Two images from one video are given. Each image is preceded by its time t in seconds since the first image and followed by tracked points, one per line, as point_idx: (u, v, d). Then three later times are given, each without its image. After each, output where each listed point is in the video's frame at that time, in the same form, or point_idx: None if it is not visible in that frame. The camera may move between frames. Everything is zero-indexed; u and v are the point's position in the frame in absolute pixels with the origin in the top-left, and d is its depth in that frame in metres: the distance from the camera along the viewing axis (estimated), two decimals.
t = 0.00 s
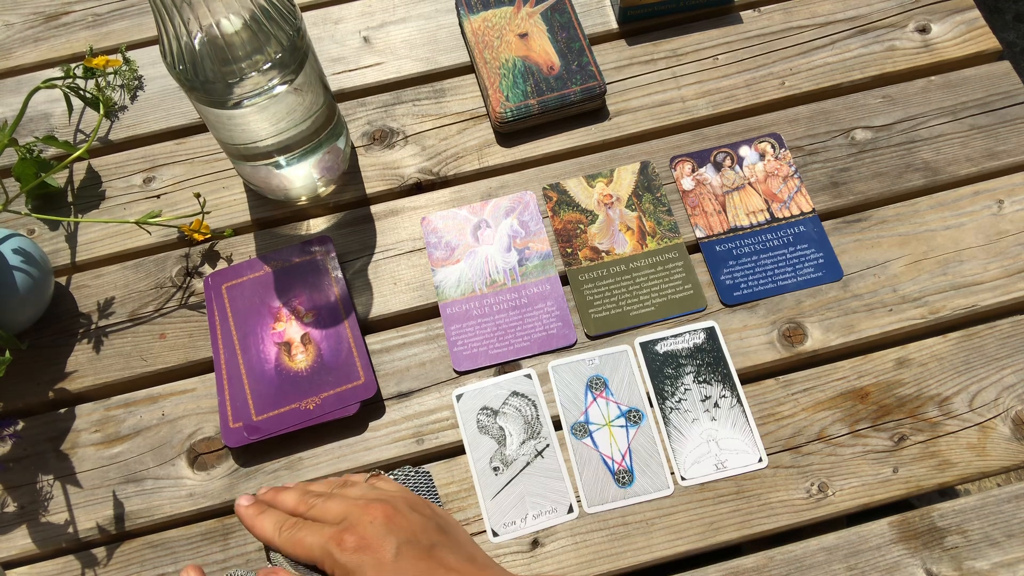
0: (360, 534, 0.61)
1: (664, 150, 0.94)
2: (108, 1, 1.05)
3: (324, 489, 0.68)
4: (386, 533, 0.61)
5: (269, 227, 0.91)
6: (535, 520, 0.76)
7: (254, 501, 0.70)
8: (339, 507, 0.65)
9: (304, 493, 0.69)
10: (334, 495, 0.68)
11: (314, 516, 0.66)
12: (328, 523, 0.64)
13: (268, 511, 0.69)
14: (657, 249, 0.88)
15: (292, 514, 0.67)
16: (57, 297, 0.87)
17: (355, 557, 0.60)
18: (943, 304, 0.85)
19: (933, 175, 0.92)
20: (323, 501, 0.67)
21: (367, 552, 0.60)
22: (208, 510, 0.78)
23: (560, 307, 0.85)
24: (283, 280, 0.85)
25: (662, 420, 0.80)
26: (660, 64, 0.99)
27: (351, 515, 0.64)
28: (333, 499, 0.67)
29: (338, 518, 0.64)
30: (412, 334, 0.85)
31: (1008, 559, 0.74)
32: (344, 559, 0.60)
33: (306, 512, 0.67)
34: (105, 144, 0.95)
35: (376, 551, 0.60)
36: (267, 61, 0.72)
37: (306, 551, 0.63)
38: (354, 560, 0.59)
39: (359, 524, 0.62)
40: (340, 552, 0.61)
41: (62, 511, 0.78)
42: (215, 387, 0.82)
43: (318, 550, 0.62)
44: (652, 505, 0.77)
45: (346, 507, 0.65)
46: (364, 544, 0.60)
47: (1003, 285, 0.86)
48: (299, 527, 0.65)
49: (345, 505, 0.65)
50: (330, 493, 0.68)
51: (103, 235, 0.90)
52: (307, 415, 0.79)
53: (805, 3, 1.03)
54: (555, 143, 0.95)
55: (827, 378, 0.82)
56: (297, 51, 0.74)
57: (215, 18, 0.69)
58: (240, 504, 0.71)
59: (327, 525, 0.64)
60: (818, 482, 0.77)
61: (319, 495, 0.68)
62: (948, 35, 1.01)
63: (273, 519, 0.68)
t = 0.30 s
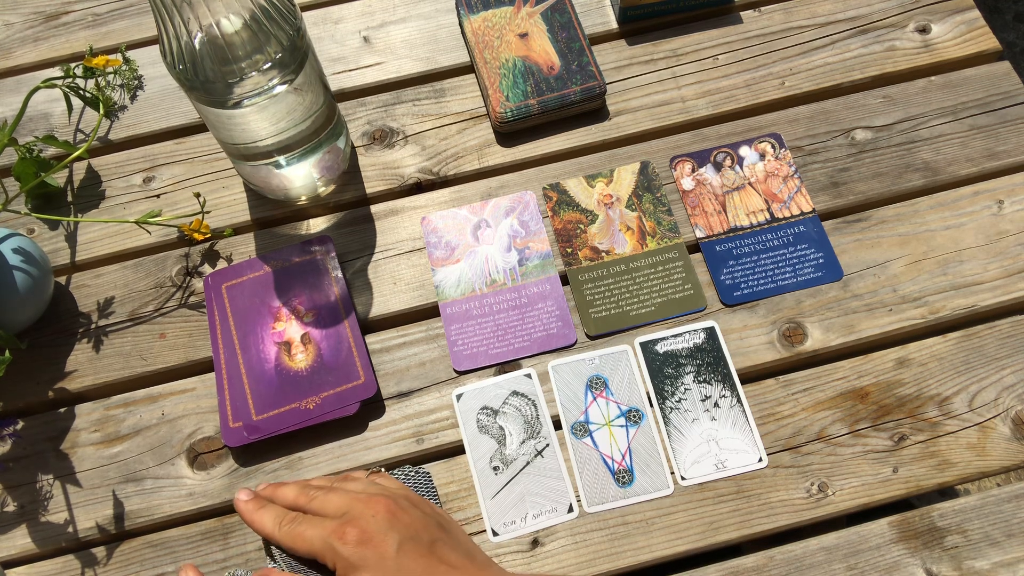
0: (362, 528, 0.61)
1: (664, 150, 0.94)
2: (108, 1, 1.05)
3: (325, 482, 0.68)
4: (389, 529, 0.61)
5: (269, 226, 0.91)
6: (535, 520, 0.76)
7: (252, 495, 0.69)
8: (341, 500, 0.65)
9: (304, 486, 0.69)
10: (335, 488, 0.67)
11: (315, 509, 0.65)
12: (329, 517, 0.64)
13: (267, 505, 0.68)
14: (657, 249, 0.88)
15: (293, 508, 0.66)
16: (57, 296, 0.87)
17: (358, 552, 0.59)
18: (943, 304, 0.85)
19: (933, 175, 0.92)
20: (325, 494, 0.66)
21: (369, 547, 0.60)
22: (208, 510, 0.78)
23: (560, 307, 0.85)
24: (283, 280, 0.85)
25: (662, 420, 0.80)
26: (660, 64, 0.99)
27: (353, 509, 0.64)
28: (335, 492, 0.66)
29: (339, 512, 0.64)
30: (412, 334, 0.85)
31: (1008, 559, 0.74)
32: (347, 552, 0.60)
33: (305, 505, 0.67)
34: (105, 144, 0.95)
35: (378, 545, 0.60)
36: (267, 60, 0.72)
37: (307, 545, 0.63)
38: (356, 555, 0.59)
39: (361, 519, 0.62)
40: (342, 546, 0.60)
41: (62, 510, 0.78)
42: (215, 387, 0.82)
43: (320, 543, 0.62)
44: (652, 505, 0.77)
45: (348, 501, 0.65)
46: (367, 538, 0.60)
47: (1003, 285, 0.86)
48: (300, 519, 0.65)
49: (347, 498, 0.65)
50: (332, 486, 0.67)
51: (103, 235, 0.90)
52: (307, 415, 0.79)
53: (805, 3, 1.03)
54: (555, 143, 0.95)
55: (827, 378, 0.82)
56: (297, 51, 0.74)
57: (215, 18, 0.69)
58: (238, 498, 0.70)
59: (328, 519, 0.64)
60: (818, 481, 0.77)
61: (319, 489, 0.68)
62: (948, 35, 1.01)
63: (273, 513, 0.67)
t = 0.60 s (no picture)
0: (360, 527, 0.62)
1: (664, 151, 0.94)
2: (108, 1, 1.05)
3: (324, 476, 0.68)
4: (387, 529, 0.62)
5: (269, 227, 0.91)
6: (535, 520, 0.76)
7: (251, 491, 0.69)
8: (339, 496, 0.65)
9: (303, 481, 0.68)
10: (334, 484, 0.67)
11: (313, 505, 0.65)
12: (328, 513, 0.64)
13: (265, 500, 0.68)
14: (657, 249, 0.88)
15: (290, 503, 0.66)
16: (57, 297, 0.87)
17: (355, 551, 0.60)
18: (943, 304, 0.85)
19: (933, 175, 0.92)
20: (324, 489, 0.66)
21: (366, 546, 0.60)
22: (208, 510, 0.78)
23: (560, 307, 0.85)
24: (283, 280, 0.85)
25: (662, 420, 0.80)
26: (660, 64, 0.99)
27: (352, 506, 0.64)
28: (334, 487, 0.66)
29: (338, 508, 0.64)
30: (412, 334, 0.85)
31: (1008, 559, 0.74)
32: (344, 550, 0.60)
33: (304, 499, 0.66)
34: (105, 144, 0.95)
35: (376, 545, 0.60)
36: (267, 60, 0.72)
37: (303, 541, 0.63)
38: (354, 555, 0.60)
39: (359, 518, 0.62)
40: (339, 544, 0.61)
41: (62, 511, 0.78)
42: (215, 387, 0.82)
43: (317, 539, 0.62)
44: (652, 505, 0.77)
45: (346, 498, 0.65)
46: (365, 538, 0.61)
47: (1003, 285, 0.86)
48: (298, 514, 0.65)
49: (345, 495, 0.65)
50: (330, 480, 0.67)
51: (103, 235, 0.90)
52: (307, 415, 0.79)
53: (805, 3, 1.03)
54: (555, 143, 0.95)
55: (827, 378, 0.82)
56: (297, 51, 0.74)
57: (215, 18, 0.69)
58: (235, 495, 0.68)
59: (326, 515, 0.64)
60: (818, 482, 0.77)
61: (318, 482, 0.67)
62: (948, 35, 1.01)
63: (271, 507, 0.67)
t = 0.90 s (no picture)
0: (359, 529, 0.61)
1: (664, 151, 0.94)
2: (108, 2, 1.05)
3: (323, 476, 0.68)
4: (387, 530, 0.62)
5: (269, 227, 0.91)
6: (535, 520, 0.76)
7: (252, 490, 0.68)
8: (339, 496, 0.65)
9: (302, 480, 0.68)
10: (333, 483, 0.67)
11: (312, 504, 0.65)
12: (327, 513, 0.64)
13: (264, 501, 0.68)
14: (657, 249, 0.88)
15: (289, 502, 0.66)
16: (57, 297, 0.87)
17: (354, 552, 0.60)
18: (943, 304, 0.85)
19: (933, 175, 0.92)
20: (324, 489, 0.66)
21: (366, 547, 0.60)
22: (208, 510, 0.78)
23: (560, 307, 0.85)
24: (283, 280, 0.85)
25: (662, 420, 0.80)
26: (660, 64, 0.99)
27: (352, 507, 0.64)
28: (333, 486, 0.66)
29: (338, 508, 0.64)
30: (412, 334, 0.85)
31: (1008, 559, 0.74)
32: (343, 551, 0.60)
33: (303, 498, 0.66)
34: (105, 144, 0.95)
35: (375, 547, 0.60)
36: (267, 61, 0.72)
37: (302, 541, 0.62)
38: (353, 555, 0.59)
39: (358, 519, 0.62)
40: (338, 545, 0.60)
41: (62, 510, 0.78)
42: (215, 387, 0.82)
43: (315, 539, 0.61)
44: (652, 505, 0.77)
45: (346, 498, 0.65)
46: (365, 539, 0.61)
47: (1003, 285, 0.86)
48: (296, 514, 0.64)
49: (345, 495, 0.65)
50: (329, 479, 0.67)
51: (103, 235, 0.90)
52: (307, 415, 0.79)
53: (805, 3, 1.03)
54: (555, 143, 0.95)
55: (827, 378, 0.82)
56: (297, 51, 0.74)
57: (215, 18, 0.69)
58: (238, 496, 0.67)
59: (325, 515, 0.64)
60: (818, 481, 0.77)
61: (316, 480, 0.67)
62: (948, 35, 1.01)
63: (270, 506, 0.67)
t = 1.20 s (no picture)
0: (354, 519, 0.61)
1: (664, 151, 0.94)
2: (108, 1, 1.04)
3: (321, 474, 0.68)
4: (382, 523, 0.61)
5: (269, 226, 0.91)
6: (535, 520, 0.76)
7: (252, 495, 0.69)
8: (338, 491, 0.65)
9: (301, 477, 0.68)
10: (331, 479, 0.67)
11: (311, 499, 0.66)
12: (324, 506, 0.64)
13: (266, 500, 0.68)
14: (657, 249, 0.88)
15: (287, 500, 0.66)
16: (57, 297, 0.87)
17: (348, 542, 0.59)
18: (943, 304, 0.85)
19: (933, 175, 0.92)
20: (322, 485, 0.66)
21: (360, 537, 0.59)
22: (208, 510, 0.78)
23: (560, 307, 0.85)
24: (283, 280, 0.85)
25: (662, 420, 0.80)
26: (660, 64, 0.99)
27: (349, 502, 0.64)
28: (331, 484, 0.66)
29: (334, 502, 0.64)
30: (412, 334, 0.85)
31: (1007, 559, 0.74)
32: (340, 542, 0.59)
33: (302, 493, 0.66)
34: (105, 144, 0.95)
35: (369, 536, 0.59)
36: (267, 60, 0.72)
37: (299, 533, 0.62)
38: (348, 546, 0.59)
39: (353, 511, 0.62)
40: (332, 535, 0.60)
41: (62, 510, 0.78)
42: (215, 387, 0.82)
43: (312, 530, 0.61)
44: (652, 505, 0.77)
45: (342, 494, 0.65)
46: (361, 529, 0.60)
47: (1003, 285, 0.86)
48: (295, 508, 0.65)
49: (344, 492, 0.65)
50: (327, 477, 0.68)
51: (103, 235, 0.90)
52: (307, 415, 0.79)
53: (805, 3, 1.03)
54: (555, 143, 0.95)
55: (827, 378, 0.82)
56: (297, 51, 0.74)
57: (215, 18, 0.69)
58: (243, 502, 0.67)
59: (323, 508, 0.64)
60: (818, 481, 0.77)
61: (315, 476, 0.68)
62: (948, 35, 1.01)
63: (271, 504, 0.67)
